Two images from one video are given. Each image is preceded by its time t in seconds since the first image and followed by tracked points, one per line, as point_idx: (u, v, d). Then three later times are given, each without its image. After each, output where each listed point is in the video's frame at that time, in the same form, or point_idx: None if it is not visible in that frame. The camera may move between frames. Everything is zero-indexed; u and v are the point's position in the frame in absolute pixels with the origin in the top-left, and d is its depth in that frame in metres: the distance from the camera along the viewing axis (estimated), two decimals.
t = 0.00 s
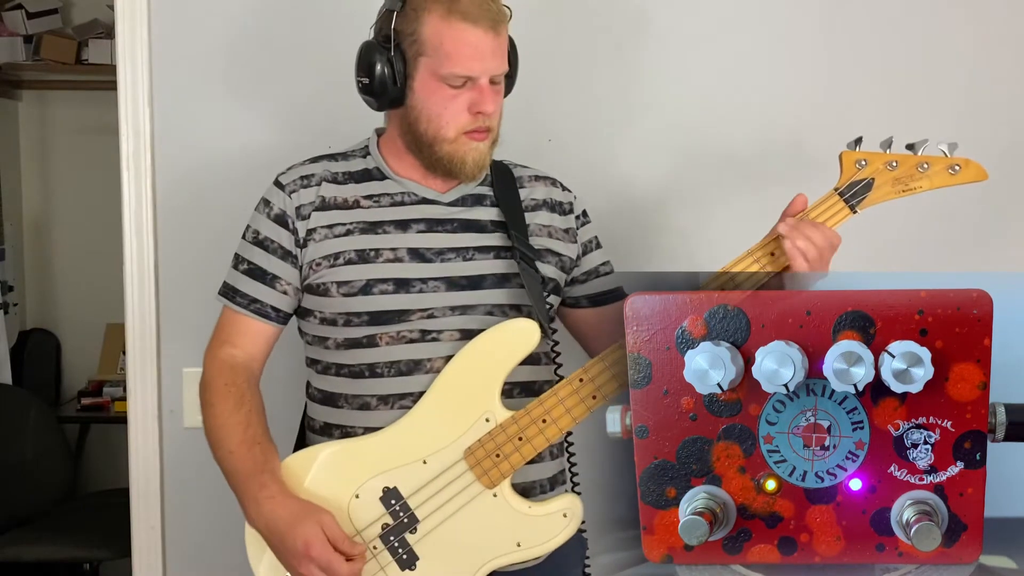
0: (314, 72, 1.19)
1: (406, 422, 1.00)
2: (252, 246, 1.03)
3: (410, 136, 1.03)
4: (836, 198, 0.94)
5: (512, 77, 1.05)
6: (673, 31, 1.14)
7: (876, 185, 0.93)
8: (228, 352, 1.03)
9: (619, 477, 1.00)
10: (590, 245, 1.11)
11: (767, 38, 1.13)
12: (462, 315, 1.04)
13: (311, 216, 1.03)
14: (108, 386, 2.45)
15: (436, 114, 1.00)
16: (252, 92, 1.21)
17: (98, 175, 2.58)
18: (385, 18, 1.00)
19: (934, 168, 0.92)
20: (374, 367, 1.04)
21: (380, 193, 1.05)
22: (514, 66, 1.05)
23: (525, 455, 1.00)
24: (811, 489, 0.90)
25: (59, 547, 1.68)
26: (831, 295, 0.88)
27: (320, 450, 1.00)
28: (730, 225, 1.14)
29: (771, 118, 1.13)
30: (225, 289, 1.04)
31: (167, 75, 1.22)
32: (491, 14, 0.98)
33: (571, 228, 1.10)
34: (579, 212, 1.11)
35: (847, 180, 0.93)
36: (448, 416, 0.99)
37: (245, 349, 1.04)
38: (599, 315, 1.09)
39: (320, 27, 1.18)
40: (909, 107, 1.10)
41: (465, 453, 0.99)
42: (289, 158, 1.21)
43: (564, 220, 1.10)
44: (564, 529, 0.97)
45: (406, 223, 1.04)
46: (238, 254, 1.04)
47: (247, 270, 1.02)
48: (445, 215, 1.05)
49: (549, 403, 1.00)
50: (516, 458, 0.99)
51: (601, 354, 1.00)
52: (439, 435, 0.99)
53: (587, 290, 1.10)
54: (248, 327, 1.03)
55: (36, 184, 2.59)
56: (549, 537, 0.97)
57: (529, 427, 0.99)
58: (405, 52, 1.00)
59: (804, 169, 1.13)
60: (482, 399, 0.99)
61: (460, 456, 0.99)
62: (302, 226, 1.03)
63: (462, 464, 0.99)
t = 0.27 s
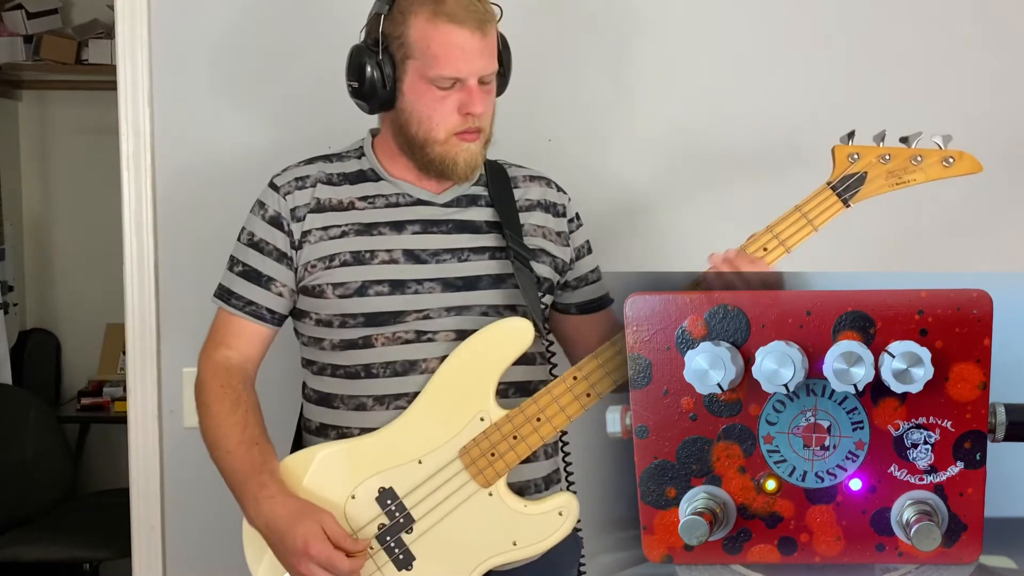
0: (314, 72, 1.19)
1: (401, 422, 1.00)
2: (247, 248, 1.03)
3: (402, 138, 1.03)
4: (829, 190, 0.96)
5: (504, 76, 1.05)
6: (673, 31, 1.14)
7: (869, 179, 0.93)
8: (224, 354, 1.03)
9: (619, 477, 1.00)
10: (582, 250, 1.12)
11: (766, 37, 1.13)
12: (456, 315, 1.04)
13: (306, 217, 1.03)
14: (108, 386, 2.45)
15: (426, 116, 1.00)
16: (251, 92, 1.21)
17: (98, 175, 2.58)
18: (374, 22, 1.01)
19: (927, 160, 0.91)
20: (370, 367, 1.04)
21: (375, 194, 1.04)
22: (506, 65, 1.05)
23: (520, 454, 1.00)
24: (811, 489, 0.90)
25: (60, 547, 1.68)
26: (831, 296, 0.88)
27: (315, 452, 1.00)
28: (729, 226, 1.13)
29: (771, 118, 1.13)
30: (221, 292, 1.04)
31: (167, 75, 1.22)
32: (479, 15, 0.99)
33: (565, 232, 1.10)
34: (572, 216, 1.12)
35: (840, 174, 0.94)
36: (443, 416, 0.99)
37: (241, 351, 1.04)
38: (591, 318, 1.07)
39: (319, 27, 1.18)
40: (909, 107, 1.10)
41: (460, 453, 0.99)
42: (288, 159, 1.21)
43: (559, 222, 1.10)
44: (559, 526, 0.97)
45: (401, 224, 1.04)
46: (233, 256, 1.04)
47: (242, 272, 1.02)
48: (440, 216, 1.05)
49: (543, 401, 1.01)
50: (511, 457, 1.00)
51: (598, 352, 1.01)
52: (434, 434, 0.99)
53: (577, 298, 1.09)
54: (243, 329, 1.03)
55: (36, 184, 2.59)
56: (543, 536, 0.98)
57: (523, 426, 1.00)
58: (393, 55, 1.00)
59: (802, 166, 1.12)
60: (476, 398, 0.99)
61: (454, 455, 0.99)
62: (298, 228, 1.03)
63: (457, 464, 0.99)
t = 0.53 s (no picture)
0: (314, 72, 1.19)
1: (399, 422, 1.00)
2: (247, 248, 1.03)
3: (399, 139, 1.03)
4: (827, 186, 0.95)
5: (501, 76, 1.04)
6: (674, 31, 1.14)
7: (867, 175, 0.93)
8: (225, 354, 1.03)
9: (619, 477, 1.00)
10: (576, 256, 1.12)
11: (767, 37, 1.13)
12: (454, 316, 1.04)
13: (306, 217, 1.03)
14: (108, 386, 2.45)
15: (422, 117, 1.01)
16: (252, 92, 1.21)
17: (98, 175, 2.58)
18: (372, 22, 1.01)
19: (927, 154, 0.92)
20: (368, 367, 1.04)
21: (374, 195, 1.04)
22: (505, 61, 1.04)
23: (517, 454, 1.00)
24: (811, 489, 0.90)
25: (60, 548, 1.68)
26: (831, 296, 0.88)
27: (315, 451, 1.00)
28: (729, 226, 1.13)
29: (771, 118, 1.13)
30: (220, 291, 1.04)
31: (167, 75, 1.22)
32: (475, 15, 0.99)
33: (561, 237, 1.10)
34: (568, 223, 1.12)
35: (838, 169, 0.94)
36: (440, 416, 0.99)
37: (242, 350, 1.04)
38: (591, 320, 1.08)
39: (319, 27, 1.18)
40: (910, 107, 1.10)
41: (458, 453, 0.99)
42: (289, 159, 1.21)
43: (557, 226, 1.10)
44: (559, 526, 0.98)
45: (400, 224, 1.04)
46: (233, 256, 1.04)
47: (241, 272, 1.02)
48: (439, 217, 1.05)
49: (541, 401, 1.01)
50: (509, 456, 0.99)
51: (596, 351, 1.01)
52: (432, 434, 0.99)
53: (568, 304, 1.09)
54: (242, 328, 1.03)
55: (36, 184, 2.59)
56: (541, 536, 0.98)
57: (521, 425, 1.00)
58: (391, 55, 1.00)
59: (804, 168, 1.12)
60: (474, 398, 0.99)
61: (453, 455, 0.99)
62: (297, 228, 1.03)
63: (455, 464, 0.99)
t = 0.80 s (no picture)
0: (313, 72, 1.19)
1: (398, 420, 1.00)
2: (248, 245, 1.03)
3: (400, 138, 1.03)
4: (825, 184, 0.96)
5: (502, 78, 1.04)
6: (674, 31, 1.14)
7: (865, 173, 0.93)
8: (225, 351, 1.03)
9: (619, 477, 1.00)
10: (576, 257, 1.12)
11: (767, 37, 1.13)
12: (454, 315, 1.04)
13: (307, 215, 1.03)
14: (108, 386, 2.45)
15: (423, 116, 1.01)
16: (251, 91, 1.21)
17: (98, 174, 2.58)
18: (374, 21, 1.01)
19: (925, 152, 0.91)
20: (367, 365, 1.04)
21: (374, 194, 1.04)
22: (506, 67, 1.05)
23: (516, 452, 1.00)
24: (811, 489, 0.90)
25: (60, 548, 1.68)
26: (831, 296, 0.88)
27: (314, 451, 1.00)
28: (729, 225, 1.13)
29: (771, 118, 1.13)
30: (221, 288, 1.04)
31: (167, 75, 1.22)
32: (478, 15, 0.99)
33: (561, 237, 1.11)
34: (568, 223, 1.12)
35: (836, 167, 0.94)
36: (439, 414, 0.99)
37: (242, 348, 1.03)
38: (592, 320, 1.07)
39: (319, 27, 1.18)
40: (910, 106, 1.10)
41: (457, 451, 0.99)
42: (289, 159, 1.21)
43: (557, 226, 1.11)
44: (557, 523, 0.98)
45: (401, 224, 1.04)
46: (233, 253, 1.04)
47: (242, 269, 1.02)
48: (439, 216, 1.05)
49: (540, 399, 1.01)
50: (507, 455, 1.00)
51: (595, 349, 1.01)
52: (431, 432, 0.99)
53: (568, 305, 1.09)
54: (242, 325, 1.03)
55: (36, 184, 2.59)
56: (542, 533, 0.98)
57: (520, 424, 1.00)
58: (393, 54, 1.00)
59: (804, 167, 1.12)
60: (473, 396, 0.99)
61: (452, 453, 0.99)
62: (298, 226, 1.03)
63: (454, 462, 0.99)
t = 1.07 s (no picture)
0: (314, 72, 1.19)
1: (399, 418, 0.99)
2: (250, 238, 1.00)
3: (400, 137, 1.03)
4: (824, 181, 0.95)
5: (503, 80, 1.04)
6: (674, 31, 1.14)
7: (862, 169, 0.92)
8: (233, 342, 0.99)
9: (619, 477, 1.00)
10: (575, 254, 1.13)
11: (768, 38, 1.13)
12: (454, 312, 1.04)
13: (311, 212, 1.03)
14: (108, 386, 2.45)
15: (424, 115, 1.01)
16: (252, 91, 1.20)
17: (98, 174, 2.58)
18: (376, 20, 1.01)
19: (921, 148, 0.91)
20: (367, 363, 1.03)
21: (374, 193, 1.04)
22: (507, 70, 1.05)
23: (518, 448, 1.00)
24: (811, 489, 0.90)
25: (60, 548, 1.68)
26: (831, 295, 0.88)
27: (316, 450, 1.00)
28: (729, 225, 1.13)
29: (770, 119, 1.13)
30: (220, 280, 1.01)
31: (167, 75, 1.22)
32: (480, 16, 0.99)
33: (561, 235, 1.11)
34: (568, 221, 1.12)
35: (834, 163, 0.93)
36: (440, 411, 0.99)
37: (248, 339, 1.00)
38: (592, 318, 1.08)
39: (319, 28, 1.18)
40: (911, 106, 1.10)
41: (459, 448, 0.99)
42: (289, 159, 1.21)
43: (557, 224, 1.11)
44: (560, 519, 0.98)
45: (401, 222, 1.04)
46: (234, 246, 1.01)
47: (244, 261, 0.99)
48: (439, 215, 1.05)
49: (541, 395, 1.01)
50: (509, 451, 1.00)
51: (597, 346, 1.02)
52: (433, 430, 0.99)
53: (567, 303, 1.10)
54: (246, 317, 1.00)
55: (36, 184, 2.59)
56: (546, 529, 0.98)
57: (522, 420, 1.00)
58: (394, 53, 1.00)
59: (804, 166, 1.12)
60: (474, 394, 0.99)
61: (454, 450, 0.99)
62: (302, 222, 1.02)
63: (456, 459, 0.99)
